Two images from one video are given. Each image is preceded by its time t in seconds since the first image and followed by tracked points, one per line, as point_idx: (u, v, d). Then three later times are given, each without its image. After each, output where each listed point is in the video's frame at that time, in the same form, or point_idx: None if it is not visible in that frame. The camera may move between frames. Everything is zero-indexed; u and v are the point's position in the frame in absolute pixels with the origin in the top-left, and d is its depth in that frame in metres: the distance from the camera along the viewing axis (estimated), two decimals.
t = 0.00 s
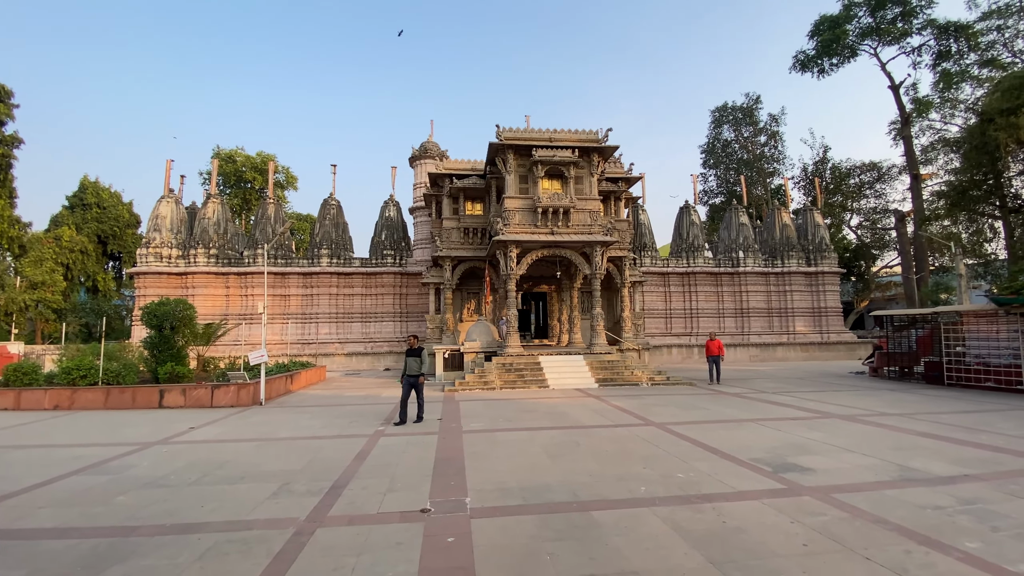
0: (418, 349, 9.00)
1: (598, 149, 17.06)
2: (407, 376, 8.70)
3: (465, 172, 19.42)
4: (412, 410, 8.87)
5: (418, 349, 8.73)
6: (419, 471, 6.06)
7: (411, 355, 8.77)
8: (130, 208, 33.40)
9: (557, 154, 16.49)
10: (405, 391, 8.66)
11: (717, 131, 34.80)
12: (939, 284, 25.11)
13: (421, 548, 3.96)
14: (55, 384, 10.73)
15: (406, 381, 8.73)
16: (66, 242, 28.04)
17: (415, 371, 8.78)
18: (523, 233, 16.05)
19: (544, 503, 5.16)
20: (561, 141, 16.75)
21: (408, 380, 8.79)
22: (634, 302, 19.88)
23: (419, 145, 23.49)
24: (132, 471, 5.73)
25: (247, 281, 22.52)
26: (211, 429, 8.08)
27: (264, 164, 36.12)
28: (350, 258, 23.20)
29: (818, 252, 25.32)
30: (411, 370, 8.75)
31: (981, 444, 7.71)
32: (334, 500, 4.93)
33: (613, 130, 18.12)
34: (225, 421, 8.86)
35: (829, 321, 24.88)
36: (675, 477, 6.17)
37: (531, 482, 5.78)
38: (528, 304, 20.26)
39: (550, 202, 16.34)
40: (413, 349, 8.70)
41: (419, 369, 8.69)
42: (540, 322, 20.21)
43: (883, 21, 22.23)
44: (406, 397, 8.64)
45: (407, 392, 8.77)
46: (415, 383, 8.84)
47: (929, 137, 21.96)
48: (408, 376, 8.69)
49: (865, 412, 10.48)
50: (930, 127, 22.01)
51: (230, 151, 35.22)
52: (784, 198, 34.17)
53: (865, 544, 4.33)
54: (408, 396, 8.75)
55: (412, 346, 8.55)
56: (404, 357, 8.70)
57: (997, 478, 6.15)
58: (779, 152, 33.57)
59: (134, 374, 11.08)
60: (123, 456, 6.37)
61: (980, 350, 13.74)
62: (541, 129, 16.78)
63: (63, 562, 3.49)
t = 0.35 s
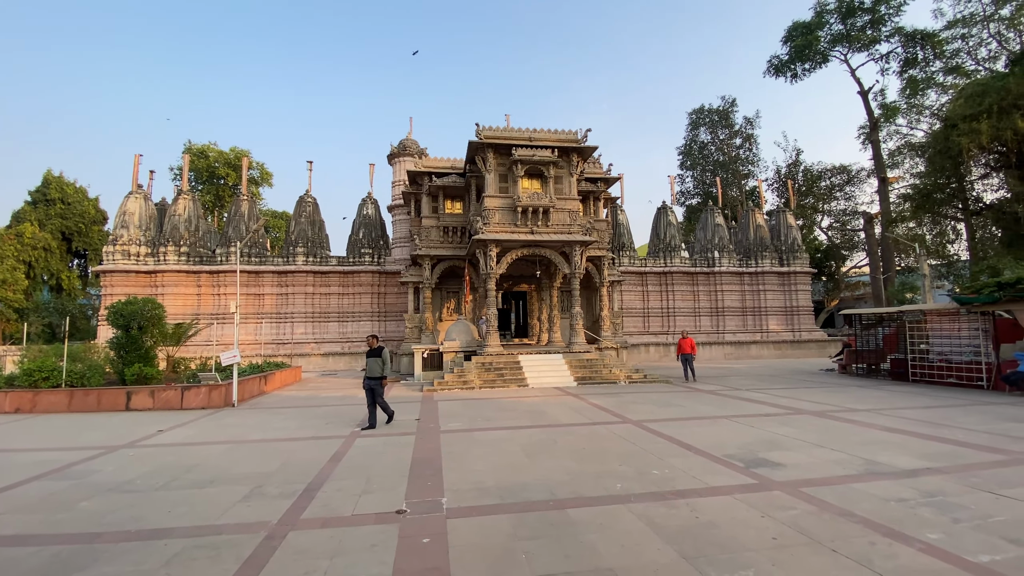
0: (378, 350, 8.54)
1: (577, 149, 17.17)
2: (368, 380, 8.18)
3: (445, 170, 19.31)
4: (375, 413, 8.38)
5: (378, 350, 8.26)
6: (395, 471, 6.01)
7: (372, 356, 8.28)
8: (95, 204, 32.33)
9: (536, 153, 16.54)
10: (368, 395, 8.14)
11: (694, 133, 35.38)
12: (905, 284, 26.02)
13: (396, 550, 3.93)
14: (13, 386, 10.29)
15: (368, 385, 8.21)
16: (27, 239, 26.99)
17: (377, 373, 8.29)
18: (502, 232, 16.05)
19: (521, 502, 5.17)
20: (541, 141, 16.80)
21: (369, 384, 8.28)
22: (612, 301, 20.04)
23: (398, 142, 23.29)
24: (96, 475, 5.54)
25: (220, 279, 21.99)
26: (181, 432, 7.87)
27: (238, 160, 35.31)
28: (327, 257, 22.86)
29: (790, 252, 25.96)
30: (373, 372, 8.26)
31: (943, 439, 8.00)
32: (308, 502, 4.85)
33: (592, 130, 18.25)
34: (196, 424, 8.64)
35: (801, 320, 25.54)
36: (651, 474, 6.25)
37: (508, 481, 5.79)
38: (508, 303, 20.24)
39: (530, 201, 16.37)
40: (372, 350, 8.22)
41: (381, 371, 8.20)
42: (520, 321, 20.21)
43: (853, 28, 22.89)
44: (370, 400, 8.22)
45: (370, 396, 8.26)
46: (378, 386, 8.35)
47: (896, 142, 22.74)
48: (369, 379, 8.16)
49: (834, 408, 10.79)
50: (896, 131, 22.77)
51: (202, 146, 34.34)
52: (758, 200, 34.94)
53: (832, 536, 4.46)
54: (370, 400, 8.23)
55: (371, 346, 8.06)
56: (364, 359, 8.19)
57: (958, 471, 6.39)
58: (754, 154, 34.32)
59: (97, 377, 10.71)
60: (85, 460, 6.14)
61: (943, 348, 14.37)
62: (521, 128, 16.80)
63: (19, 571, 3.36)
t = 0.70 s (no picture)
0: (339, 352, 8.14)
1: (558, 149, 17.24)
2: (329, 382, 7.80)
3: (425, 168, 19.18)
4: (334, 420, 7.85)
5: (344, 353, 7.96)
6: (372, 473, 5.96)
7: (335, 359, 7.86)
8: (61, 199, 31.22)
9: (517, 152, 16.55)
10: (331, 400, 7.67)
11: (672, 135, 35.85)
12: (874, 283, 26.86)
13: (372, 552, 3.90)
14: None
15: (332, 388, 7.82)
16: None
17: (341, 376, 7.85)
18: (483, 231, 16.01)
19: (499, 501, 5.18)
20: (522, 140, 16.82)
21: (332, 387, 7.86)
22: (593, 300, 20.19)
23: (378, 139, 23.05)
24: (60, 480, 5.36)
25: (192, 278, 21.49)
26: (151, 435, 7.67)
27: (212, 155, 34.49)
28: (304, 255, 22.51)
29: (765, 253, 26.56)
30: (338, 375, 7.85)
31: (908, 434, 8.30)
32: (282, 505, 4.78)
33: (573, 131, 18.34)
34: (167, 426, 8.43)
35: (775, 318, 26.15)
36: (628, 471, 6.33)
37: (487, 480, 5.80)
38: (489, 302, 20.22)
39: (511, 200, 16.37)
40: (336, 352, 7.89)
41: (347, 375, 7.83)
42: (501, 321, 20.22)
43: (826, 34, 23.49)
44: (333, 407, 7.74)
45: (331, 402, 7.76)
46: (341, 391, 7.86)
47: (866, 146, 23.44)
48: (330, 381, 7.75)
49: (806, 404, 11.08)
50: (866, 136, 23.46)
51: (174, 141, 33.44)
52: (734, 201, 35.63)
53: (801, 530, 4.59)
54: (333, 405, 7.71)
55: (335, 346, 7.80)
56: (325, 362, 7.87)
57: (922, 464, 6.64)
58: (731, 156, 34.97)
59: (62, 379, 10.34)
60: (49, 465, 5.94)
61: (909, 345, 14.88)
62: (502, 127, 16.79)
63: None
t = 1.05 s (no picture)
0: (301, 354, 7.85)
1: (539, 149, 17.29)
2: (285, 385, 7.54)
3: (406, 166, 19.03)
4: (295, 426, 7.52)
5: (303, 354, 7.69)
6: (349, 475, 5.90)
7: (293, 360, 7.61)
8: (24, 194, 30.08)
9: (498, 152, 16.54)
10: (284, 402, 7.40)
11: (652, 137, 36.26)
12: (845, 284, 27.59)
13: (348, 554, 3.87)
14: None
15: (284, 390, 7.50)
16: None
17: (297, 378, 7.56)
18: (464, 231, 15.95)
19: (478, 501, 5.18)
20: (503, 140, 16.82)
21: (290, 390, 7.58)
22: (573, 300, 20.29)
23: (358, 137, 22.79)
24: (21, 486, 5.17)
25: (164, 277, 20.97)
26: (119, 438, 7.45)
27: (185, 151, 33.64)
28: (281, 254, 22.12)
29: (741, 253, 27.09)
30: (292, 377, 7.53)
31: (877, 430, 8.56)
32: (256, 509, 4.70)
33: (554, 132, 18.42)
34: (137, 429, 8.20)
35: (751, 318, 26.68)
36: (606, 470, 6.40)
37: (466, 481, 5.79)
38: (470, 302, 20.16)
39: (492, 200, 16.35)
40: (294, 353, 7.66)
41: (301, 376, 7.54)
42: (482, 321, 20.18)
43: (800, 41, 24.06)
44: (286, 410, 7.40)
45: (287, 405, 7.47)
46: (295, 394, 7.47)
47: (838, 150, 24.07)
48: (285, 383, 7.51)
49: (780, 402, 11.35)
50: (839, 140, 24.09)
51: (146, 135, 32.51)
52: (712, 203, 36.24)
53: (773, 525, 4.70)
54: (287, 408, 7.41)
55: (292, 346, 7.59)
56: (283, 364, 7.70)
57: (890, 460, 6.86)
58: (709, 159, 35.57)
59: (25, 382, 9.97)
60: (9, 471, 5.72)
61: (878, 344, 15.35)
62: (483, 127, 16.77)
63: None
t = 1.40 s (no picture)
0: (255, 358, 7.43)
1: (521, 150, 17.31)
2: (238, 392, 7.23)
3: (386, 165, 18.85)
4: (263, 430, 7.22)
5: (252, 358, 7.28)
6: (326, 478, 5.83)
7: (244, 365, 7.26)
8: None
9: (480, 152, 16.50)
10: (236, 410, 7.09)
11: (633, 139, 36.63)
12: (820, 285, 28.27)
13: (323, 559, 3.82)
14: None
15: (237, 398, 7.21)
16: None
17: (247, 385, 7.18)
18: (446, 231, 15.88)
19: (457, 503, 5.17)
20: (485, 140, 16.79)
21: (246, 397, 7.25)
22: (555, 301, 20.36)
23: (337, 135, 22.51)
24: None
25: (135, 277, 20.44)
26: (86, 443, 7.22)
27: (158, 147, 32.77)
28: (258, 253, 21.72)
29: (719, 255, 27.57)
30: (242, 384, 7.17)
31: (848, 428, 8.81)
32: (228, 515, 4.61)
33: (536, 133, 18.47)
34: (105, 434, 7.96)
35: (729, 318, 27.17)
36: (585, 470, 6.44)
37: (445, 482, 5.77)
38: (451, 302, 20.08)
39: (474, 200, 16.31)
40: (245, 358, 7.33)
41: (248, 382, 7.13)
42: (463, 321, 20.10)
43: (777, 47, 24.58)
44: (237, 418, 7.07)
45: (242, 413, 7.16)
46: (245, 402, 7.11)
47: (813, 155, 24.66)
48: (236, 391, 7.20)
49: (756, 401, 11.58)
50: (814, 145, 24.69)
51: (116, 130, 31.55)
52: (691, 205, 36.78)
53: (748, 523, 4.79)
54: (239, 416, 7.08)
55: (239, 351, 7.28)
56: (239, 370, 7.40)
57: (860, 457, 7.06)
58: (688, 162, 36.09)
59: None
60: None
61: (850, 345, 15.77)
62: (465, 127, 16.72)
63: None
